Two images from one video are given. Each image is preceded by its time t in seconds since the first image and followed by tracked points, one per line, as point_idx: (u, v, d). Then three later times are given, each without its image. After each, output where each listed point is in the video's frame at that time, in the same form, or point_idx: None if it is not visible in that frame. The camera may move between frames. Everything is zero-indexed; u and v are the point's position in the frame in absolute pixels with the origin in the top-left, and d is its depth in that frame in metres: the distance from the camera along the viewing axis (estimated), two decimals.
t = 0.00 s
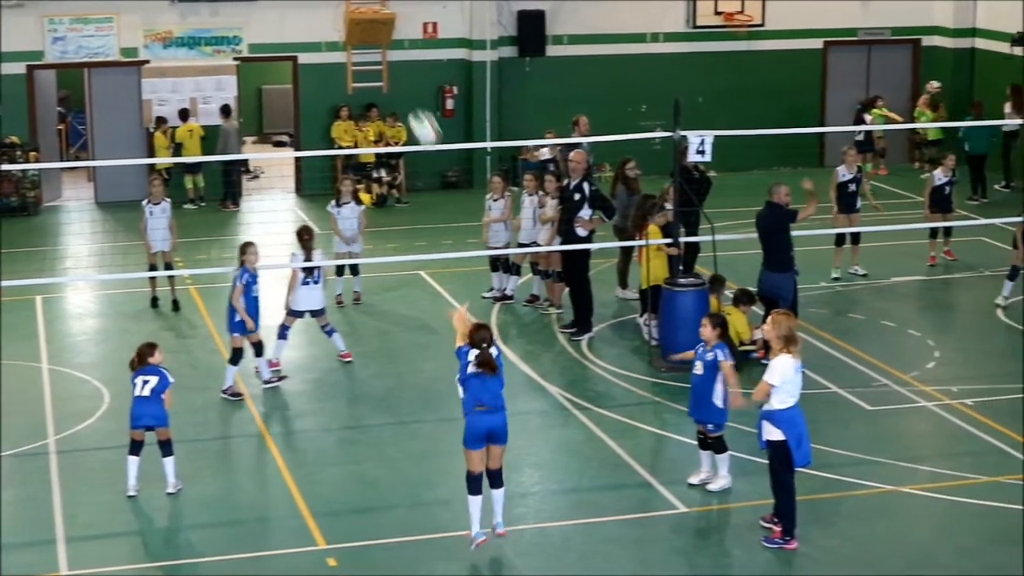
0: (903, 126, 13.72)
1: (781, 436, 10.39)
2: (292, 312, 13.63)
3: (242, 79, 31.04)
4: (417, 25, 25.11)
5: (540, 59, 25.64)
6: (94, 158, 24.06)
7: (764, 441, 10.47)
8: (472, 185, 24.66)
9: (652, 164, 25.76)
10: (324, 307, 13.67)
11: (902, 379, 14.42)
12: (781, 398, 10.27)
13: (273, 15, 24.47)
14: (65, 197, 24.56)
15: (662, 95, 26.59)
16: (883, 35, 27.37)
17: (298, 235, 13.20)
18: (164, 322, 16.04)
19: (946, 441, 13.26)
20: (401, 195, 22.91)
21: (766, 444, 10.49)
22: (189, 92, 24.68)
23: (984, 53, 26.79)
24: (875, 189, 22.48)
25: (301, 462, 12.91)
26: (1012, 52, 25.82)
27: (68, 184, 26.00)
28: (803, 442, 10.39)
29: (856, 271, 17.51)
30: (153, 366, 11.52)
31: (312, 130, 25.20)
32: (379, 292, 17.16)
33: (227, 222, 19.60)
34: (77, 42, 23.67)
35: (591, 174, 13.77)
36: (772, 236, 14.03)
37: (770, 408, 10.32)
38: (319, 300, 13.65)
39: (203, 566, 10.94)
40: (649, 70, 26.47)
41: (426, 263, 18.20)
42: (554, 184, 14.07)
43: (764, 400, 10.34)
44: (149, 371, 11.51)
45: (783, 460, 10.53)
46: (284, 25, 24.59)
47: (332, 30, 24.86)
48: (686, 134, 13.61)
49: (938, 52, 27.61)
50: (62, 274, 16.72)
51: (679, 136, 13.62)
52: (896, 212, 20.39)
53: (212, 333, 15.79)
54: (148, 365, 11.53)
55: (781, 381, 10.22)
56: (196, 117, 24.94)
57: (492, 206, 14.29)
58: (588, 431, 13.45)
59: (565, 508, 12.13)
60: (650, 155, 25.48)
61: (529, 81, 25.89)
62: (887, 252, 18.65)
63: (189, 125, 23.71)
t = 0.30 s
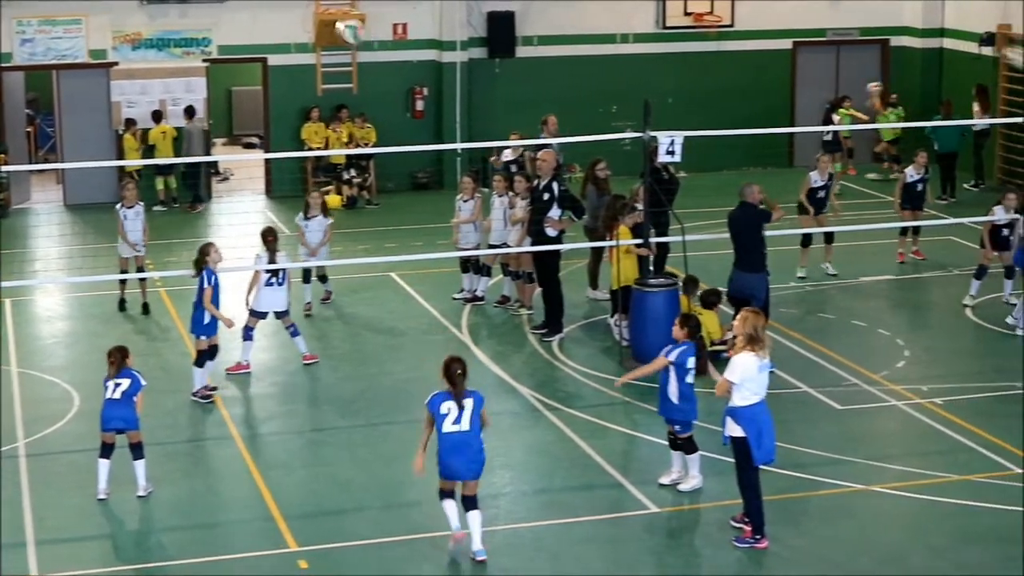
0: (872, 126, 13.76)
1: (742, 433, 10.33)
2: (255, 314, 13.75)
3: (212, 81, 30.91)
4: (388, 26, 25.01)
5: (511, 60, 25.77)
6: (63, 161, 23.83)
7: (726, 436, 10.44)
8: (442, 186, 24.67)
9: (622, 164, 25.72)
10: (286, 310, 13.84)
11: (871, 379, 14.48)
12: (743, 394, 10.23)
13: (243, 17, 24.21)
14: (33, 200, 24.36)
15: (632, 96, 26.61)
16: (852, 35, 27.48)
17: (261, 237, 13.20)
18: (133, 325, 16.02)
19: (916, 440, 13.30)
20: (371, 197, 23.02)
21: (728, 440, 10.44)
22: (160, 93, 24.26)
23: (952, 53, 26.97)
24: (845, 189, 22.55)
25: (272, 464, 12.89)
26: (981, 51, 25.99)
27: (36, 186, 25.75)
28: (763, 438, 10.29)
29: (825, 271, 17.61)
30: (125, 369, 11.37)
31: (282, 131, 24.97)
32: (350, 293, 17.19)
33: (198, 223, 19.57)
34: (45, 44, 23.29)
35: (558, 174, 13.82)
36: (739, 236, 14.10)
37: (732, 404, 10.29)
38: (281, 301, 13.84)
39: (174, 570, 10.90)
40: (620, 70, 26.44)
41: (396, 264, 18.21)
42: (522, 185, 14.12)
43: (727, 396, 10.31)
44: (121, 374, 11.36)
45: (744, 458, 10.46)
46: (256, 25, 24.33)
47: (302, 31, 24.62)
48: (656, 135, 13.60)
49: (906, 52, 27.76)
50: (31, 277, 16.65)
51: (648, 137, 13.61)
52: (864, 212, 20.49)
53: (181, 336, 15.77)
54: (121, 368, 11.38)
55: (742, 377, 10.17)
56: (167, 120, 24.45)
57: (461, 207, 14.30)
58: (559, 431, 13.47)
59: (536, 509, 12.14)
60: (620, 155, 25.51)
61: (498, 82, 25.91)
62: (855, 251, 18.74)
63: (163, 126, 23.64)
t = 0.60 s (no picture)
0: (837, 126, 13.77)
1: (702, 428, 10.22)
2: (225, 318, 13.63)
3: (177, 83, 30.22)
4: (354, 28, 24.93)
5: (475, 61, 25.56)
6: (27, 164, 23.56)
7: (688, 430, 10.34)
8: (409, 188, 24.63)
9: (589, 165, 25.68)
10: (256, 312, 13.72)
11: (838, 379, 14.52)
12: (705, 389, 10.11)
13: (208, 19, 24.12)
14: None
15: (598, 97, 26.59)
16: (818, 36, 27.57)
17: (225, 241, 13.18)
18: (99, 329, 15.96)
19: (884, 439, 13.35)
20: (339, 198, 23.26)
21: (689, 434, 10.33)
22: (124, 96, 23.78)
23: (917, 53, 27.17)
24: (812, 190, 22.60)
25: (238, 468, 12.86)
26: (945, 52, 26.20)
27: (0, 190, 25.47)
28: (725, 435, 10.16)
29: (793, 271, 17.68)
30: (101, 369, 11.37)
31: (248, 133, 24.84)
32: (317, 296, 17.17)
33: (164, 226, 19.51)
34: (9, 47, 23.02)
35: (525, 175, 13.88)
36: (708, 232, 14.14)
37: (694, 398, 10.17)
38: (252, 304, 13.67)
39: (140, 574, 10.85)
40: (586, 71, 26.44)
41: (362, 266, 18.20)
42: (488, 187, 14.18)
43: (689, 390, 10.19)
44: (97, 373, 11.35)
45: (704, 454, 10.34)
46: (220, 28, 24.26)
47: (266, 33, 24.50)
48: (622, 136, 13.60)
49: (870, 53, 27.93)
50: None
51: (614, 138, 13.59)
52: (830, 212, 20.57)
53: (146, 341, 15.73)
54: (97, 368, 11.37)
55: (704, 373, 10.04)
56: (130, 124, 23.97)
57: (428, 209, 14.29)
58: (527, 433, 13.47)
59: (502, 510, 12.14)
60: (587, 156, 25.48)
61: (464, 83, 25.85)
62: (820, 251, 18.81)
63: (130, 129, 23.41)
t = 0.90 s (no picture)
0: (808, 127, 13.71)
1: (666, 425, 10.15)
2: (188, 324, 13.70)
3: (145, 86, 30.12)
4: (323, 30, 24.89)
5: (447, 62, 25.71)
6: None
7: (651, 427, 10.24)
8: (378, 190, 24.65)
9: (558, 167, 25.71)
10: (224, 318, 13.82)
11: (808, 379, 14.55)
12: (671, 387, 10.08)
13: (177, 20, 24.05)
14: None
15: (567, 98, 26.59)
16: (786, 38, 27.70)
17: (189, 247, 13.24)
18: (66, 332, 15.90)
19: (854, 439, 13.38)
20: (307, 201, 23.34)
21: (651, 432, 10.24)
22: (93, 97, 23.74)
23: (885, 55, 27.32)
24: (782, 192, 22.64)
25: (207, 471, 12.81)
26: (913, 54, 26.38)
27: None
28: (688, 432, 10.07)
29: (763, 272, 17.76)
30: (84, 366, 11.23)
31: (216, 135, 24.76)
32: (286, 297, 17.18)
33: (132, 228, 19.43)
34: None
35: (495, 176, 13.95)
36: (675, 234, 13.79)
37: (661, 396, 10.12)
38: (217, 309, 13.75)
39: None
40: (554, 72, 26.46)
41: (330, 268, 18.19)
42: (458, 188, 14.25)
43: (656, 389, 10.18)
44: (79, 370, 11.22)
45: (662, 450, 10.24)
46: (189, 29, 24.19)
47: (236, 35, 24.45)
48: (592, 137, 13.60)
49: (839, 54, 28.07)
50: None
51: (584, 139, 13.58)
52: (799, 213, 20.64)
53: (116, 344, 15.67)
54: (80, 365, 11.23)
55: (670, 371, 10.04)
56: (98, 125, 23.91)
57: (397, 211, 14.30)
58: (497, 434, 13.45)
59: (472, 512, 12.11)
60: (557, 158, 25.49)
61: (434, 85, 25.81)
62: (789, 253, 18.87)
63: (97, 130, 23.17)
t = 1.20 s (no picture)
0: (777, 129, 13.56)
1: (619, 422, 10.34)
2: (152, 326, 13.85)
3: (111, 87, 29.47)
4: (287, 30, 24.85)
5: (411, 64, 25.67)
6: None
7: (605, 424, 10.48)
8: (343, 191, 24.63)
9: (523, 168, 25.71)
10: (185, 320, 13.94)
11: (771, 380, 14.61)
12: (625, 384, 10.26)
13: (141, 20, 23.98)
14: None
15: (531, 99, 26.59)
16: (751, 39, 27.82)
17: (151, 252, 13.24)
18: (29, 334, 15.84)
19: (818, 440, 13.42)
20: (271, 202, 23.24)
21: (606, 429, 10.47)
22: (56, 98, 23.55)
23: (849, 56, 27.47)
24: (748, 193, 22.68)
25: (170, 473, 12.77)
26: (876, 55, 26.53)
27: None
28: (640, 430, 10.27)
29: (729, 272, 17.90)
30: (61, 359, 11.21)
31: (180, 135, 24.68)
32: (251, 297, 17.18)
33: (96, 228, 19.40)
34: None
35: (461, 178, 13.98)
36: (642, 237, 13.49)
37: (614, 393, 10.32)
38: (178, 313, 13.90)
39: None
40: (518, 73, 26.46)
41: (294, 270, 18.19)
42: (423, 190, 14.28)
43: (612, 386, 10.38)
44: (57, 364, 11.19)
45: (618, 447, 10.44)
46: (154, 30, 24.13)
47: (200, 35, 24.37)
48: (556, 139, 13.57)
49: (804, 56, 28.19)
50: None
51: (549, 140, 13.57)
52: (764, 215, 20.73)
53: (80, 345, 15.60)
54: (56, 358, 11.20)
55: (622, 368, 10.23)
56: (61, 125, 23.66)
57: (362, 212, 14.32)
58: (462, 436, 13.46)
59: (436, 514, 12.09)
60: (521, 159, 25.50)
61: (399, 86, 25.77)
62: (753, 254, 18.95)
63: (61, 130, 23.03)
